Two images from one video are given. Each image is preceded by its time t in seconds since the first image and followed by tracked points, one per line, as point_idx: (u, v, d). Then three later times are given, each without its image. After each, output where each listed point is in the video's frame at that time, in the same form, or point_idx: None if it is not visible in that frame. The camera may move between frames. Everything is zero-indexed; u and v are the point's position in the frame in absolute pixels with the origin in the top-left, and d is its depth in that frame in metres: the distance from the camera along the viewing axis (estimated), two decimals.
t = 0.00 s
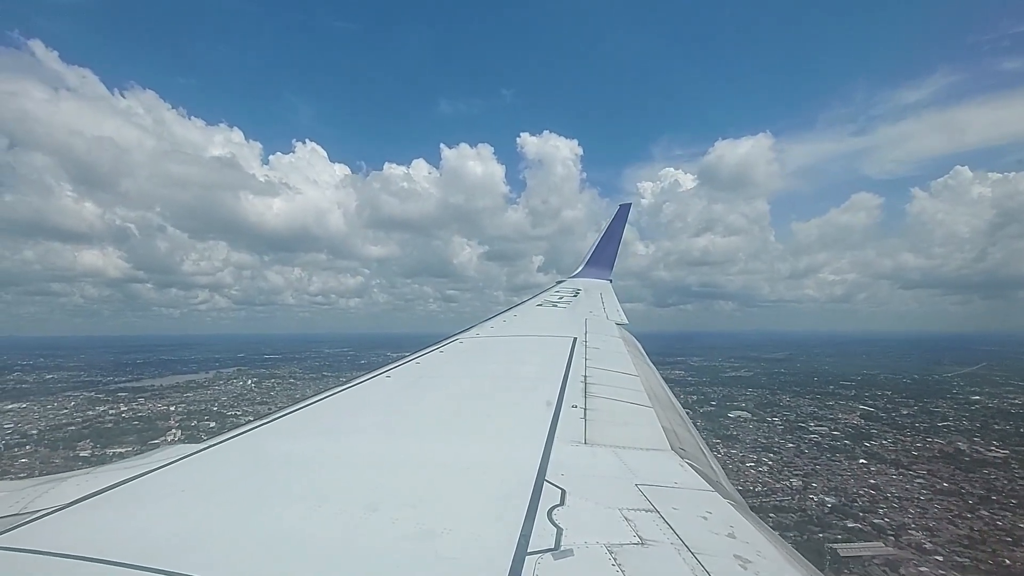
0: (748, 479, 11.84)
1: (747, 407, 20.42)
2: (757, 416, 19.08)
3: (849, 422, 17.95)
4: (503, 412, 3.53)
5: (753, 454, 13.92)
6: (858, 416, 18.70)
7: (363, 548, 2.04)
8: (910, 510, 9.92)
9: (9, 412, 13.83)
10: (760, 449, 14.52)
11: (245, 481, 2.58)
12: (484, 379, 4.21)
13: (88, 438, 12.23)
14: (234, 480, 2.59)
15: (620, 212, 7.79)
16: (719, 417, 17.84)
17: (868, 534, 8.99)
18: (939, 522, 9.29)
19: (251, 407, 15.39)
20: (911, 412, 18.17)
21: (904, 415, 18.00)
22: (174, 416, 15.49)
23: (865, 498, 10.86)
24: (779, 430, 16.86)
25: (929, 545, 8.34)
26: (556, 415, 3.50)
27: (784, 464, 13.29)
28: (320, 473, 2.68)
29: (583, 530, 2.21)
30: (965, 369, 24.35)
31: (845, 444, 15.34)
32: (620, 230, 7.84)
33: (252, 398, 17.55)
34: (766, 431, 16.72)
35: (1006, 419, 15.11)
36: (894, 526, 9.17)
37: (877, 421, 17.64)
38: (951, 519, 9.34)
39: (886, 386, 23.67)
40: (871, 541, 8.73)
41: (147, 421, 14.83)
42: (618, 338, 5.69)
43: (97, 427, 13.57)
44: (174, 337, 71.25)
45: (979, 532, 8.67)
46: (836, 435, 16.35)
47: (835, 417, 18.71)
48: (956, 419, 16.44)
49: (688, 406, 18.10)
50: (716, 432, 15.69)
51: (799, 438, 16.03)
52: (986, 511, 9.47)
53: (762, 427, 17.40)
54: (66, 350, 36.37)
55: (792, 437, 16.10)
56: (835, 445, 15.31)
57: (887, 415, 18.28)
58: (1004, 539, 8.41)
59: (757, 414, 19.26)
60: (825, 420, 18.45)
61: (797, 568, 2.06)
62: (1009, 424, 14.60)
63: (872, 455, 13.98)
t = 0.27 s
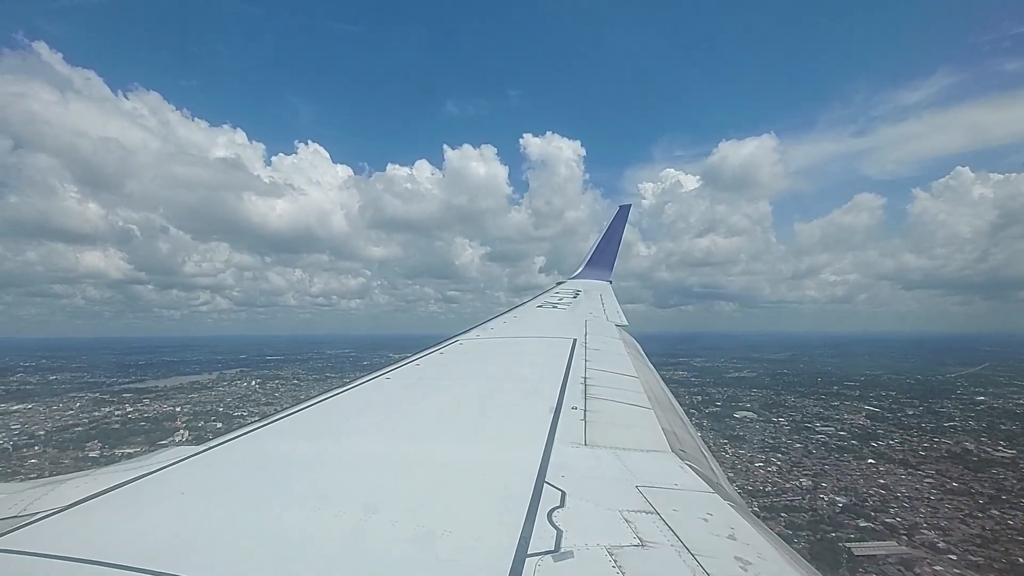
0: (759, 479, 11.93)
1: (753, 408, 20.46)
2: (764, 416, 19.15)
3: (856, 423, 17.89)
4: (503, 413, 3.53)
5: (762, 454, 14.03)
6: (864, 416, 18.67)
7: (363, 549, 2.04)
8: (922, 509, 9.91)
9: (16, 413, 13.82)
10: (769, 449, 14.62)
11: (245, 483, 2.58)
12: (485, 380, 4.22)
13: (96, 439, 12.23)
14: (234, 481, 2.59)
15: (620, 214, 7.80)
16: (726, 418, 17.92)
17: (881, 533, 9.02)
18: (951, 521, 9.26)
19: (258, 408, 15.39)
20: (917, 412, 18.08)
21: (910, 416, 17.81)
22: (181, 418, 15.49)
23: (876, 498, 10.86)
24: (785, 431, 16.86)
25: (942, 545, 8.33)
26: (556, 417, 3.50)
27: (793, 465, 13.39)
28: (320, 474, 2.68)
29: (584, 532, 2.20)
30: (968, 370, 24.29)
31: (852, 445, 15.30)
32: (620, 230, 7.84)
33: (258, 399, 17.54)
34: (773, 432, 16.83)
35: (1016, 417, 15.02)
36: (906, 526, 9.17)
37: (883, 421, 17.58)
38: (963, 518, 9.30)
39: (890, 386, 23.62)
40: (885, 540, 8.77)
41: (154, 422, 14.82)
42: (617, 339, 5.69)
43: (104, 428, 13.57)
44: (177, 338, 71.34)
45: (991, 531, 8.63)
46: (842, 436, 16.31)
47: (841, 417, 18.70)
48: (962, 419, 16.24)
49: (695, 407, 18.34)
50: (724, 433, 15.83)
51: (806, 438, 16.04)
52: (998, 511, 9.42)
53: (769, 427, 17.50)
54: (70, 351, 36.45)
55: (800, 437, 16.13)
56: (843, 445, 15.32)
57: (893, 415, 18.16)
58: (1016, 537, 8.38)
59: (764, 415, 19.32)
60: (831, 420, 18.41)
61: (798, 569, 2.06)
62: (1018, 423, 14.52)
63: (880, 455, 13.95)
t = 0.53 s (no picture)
0: (769, 480, 11.98)
1: (758, 408, 20.48)
2: (769, 416, 19.16)
3: (861, 423, 17.84)
4: (503, 415, 3.54)
5: (770, 454, 14.18)
6: (869, 416, 18.63)
7: (361, 551, 2.04)
8: (932, 508, 9.86)
9: (22, 412, 13.79)
10: (776, 449, 14.76)
11: (242, 485, 2.58)
12: (484, 382, 4.21)
13: (104, 439, 12.21)
14: (231, 484, 2.59)
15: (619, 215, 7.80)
16: (733, 419, 17.99)
17: (892, 533, 9.01)
18: (961, 520, 9.21)
19: (263, 407, 15.36)
20: (923, 412, 18.00)
21: (916, 416, 17.69)
22: (187, 417, 15.47)
23: (886, 498, 10.82)
24: (792, 432, 16.84)
25: (954, 543, 8.29)
26: (556, 418, 3.50)
27: (802, 464, 13.48)
28: (321, 475, 2.69)
29: (583, 535, 2.20)
30: (971, 369, 24.25)
31: (860, 445, 15.24)
32: (620, 231, 7.83)
33: (263, 398, 17.52)
34: (780, 432, 16.91)
35: None
36: (918, 525, 9.14)
37: (889, 421, 17.53)
38: (973, 517, 9.25)
39: (893, 386, 23.58)
40: (897, 539, 8.77)
41: (160, 422, 14.80)
42: (617, 341, 5.69)
43: (110, 427, 13.55)
44: (178, 338, 71.34)
45: (1003, 531, 8.58)
46: (849, 436, 16.26)
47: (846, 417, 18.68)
48: (968, 418, 16.13)
49: (700, 408, 18.65)
50: (731, 433, 16.05)
51: (813, 438, 16.01)
52: (1009, 510, 9.35)
53: (775, 427, 17.57)
54: (73, 352, 36.48)
55: (807, 437, 16.11)
56: (850, 444, 15.32)
57: (899, 415, 18.07)
58: None
59: (770, 415, 19.36)
60: (837, 420, 18.37)
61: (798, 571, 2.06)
62: None
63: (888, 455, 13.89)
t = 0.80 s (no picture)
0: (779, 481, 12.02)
1: (763, 408, 20.48)
2: (775, 416, 19.14)
3: (867, 422, 17.77)
4: (503, 418, 3.54)
5: (777, 454, 14.34)
6: (875, 416, 18.57)
7: (361, 555, 2.04)
8: (943, 507, 9.79)
9: (27, 412, 13.78)
10: (783, 449, 14.92)
11: (242, 489, 2.58)
12: (484, 385, 4.22)
13: (111, 439, 12.21)
14: (231, 487, 2.60)
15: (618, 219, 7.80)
16: (739, 420, 18.02)
17: (904, 531, 8.96)
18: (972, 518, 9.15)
19: (268, 407, 15.35)
20: (928, 411, 17.91)
21: (921, 416, 17.56)
22: (192, 418, 15.46)
23: (896, 496, 10.77)
24: (798, 432, 16.79)
25: (967, 541, 8.24)
26: (555, 422, 3.50)
27: (809, 463, 13.52)
28: (321, 479, 2.69)
29: (583, 538, 2.20)
30: (974, 370, 24.18)
31: (867, 443, 15.18)
32: (619, 235, 7.83)
33: (268, 399, 17.51)
34: (787, 432, 16.97)
35: None
36: (929, 524, 9.09)
37: (894, 421, 17.46)
38: (984, 515, 9.18)
39: (896, 387, 23.52)
40: (909, 538, 8.72)
41: (166, 422, 14.79)
42: (616, 344, 5.69)
43: (116, 428, 13.54)
44: (180, 339, 71.24)
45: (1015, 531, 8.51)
46: (855, 435, 16.19)
47: (852, 417, 18.63)
48: (974, 417, 16.05)
49: (705, 409, 18.94)
50: (737, 433, 16.25)
51: (820, 438, 15.96)
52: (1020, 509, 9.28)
53: (781, 427, 17.54)
54: (75, 352, 36.45)
55: (813, 437, 16.06)
56: (857, 443, 15.28)
57: (904, 415, 17.98)
58: None
59: (775, 415, 19.32)
60: (842, 420, 18.32)
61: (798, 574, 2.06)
62: None
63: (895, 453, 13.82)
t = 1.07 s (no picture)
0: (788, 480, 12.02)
1: (769, 407, 20.45)
2: (781, 415, 19.12)
3: (874, 421, 17.72)
4: (503, 421, 3.53)
5: (785, 452, 14.34)
6: (880, 415, 18.49)
7: (362, 558, 2.03)
8: (954, 505, 9.74)
9: (33, 411, 13.76)
10: (791, 447, 14.91)
11: (242, 493, 2.58)
12: (484, 389, 4.21)
13: (120, 438, 12.19)
14: (231, 492, 2.59)
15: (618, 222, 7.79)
16: (745, 419, 18.03)
17: (917, 528, 8.92)
18: (983, 516, 9.11)
19: (275, 405, 15.33)
20: (934, 410, 17.82)
21: (926, 415, 17.48)
22: (199, 416, 15.44)
23: (907, 495, 10.73)
24: (805, 430, 16.76)
25: (980, 540, 8.18)
26: (556, 425, 3.49)
27: (818, 462, 13.48)
28: (321, 482, 2.68)
29: (585, 542, 2.19)
30: (977, 369, 24.14)
31: (874, 442, 15.13)
32: (619, 237, 7.81)
33: (274, 397, 17.50)
34: (794, 431, 16.95)
35: None
36: (941, 522, 9.05)
37: (900, 420, 17.41)
38: (996, 514, 9.13)
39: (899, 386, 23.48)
40: (922, 535, 8.68)
41: (173, 421, 14.77)
42: (617, 347, 5.68)
43: (123, 426, 13.53)
44: (181, 338, 71.21)
45: None
46: (862, 434, 16.14)
47: (857, 416, 18.59)
48: (981, 416, 15.99)
49: (711, 409, 18.98)
50: (744, 433, 16.27)
51: (827, 436, 15.92)
52: None
53: (788, 426, 17.51)
54: (77, 351, 36.43)
55: (820, 436, 16.03)
56: (864, 442, 15.22)
57: (910, 414, 17.89)
58: None
59: (780, 414, 19.30)
60: (848, 418, 18.28)
61: None
62: None
63: (903, 452, 13.75)
